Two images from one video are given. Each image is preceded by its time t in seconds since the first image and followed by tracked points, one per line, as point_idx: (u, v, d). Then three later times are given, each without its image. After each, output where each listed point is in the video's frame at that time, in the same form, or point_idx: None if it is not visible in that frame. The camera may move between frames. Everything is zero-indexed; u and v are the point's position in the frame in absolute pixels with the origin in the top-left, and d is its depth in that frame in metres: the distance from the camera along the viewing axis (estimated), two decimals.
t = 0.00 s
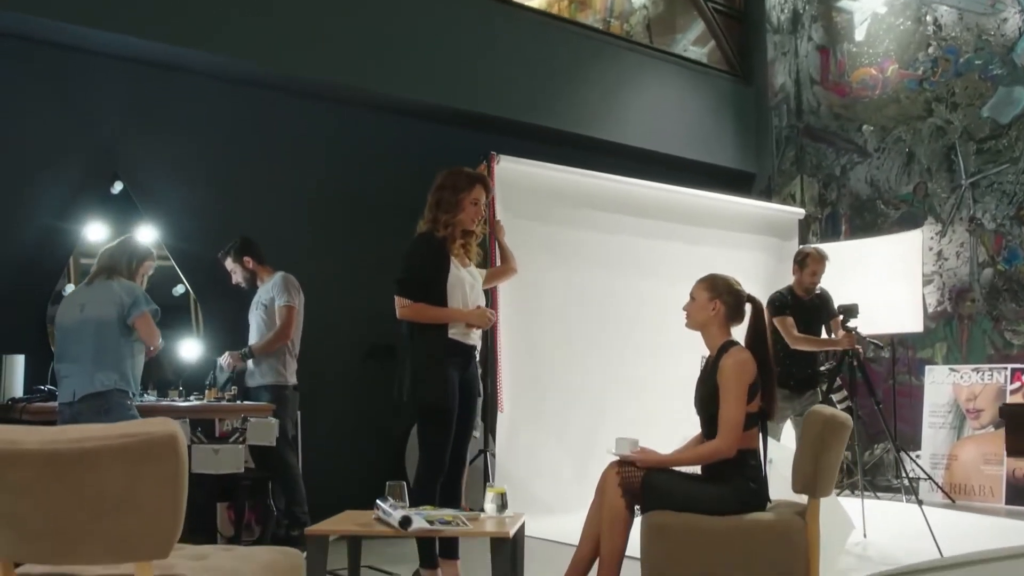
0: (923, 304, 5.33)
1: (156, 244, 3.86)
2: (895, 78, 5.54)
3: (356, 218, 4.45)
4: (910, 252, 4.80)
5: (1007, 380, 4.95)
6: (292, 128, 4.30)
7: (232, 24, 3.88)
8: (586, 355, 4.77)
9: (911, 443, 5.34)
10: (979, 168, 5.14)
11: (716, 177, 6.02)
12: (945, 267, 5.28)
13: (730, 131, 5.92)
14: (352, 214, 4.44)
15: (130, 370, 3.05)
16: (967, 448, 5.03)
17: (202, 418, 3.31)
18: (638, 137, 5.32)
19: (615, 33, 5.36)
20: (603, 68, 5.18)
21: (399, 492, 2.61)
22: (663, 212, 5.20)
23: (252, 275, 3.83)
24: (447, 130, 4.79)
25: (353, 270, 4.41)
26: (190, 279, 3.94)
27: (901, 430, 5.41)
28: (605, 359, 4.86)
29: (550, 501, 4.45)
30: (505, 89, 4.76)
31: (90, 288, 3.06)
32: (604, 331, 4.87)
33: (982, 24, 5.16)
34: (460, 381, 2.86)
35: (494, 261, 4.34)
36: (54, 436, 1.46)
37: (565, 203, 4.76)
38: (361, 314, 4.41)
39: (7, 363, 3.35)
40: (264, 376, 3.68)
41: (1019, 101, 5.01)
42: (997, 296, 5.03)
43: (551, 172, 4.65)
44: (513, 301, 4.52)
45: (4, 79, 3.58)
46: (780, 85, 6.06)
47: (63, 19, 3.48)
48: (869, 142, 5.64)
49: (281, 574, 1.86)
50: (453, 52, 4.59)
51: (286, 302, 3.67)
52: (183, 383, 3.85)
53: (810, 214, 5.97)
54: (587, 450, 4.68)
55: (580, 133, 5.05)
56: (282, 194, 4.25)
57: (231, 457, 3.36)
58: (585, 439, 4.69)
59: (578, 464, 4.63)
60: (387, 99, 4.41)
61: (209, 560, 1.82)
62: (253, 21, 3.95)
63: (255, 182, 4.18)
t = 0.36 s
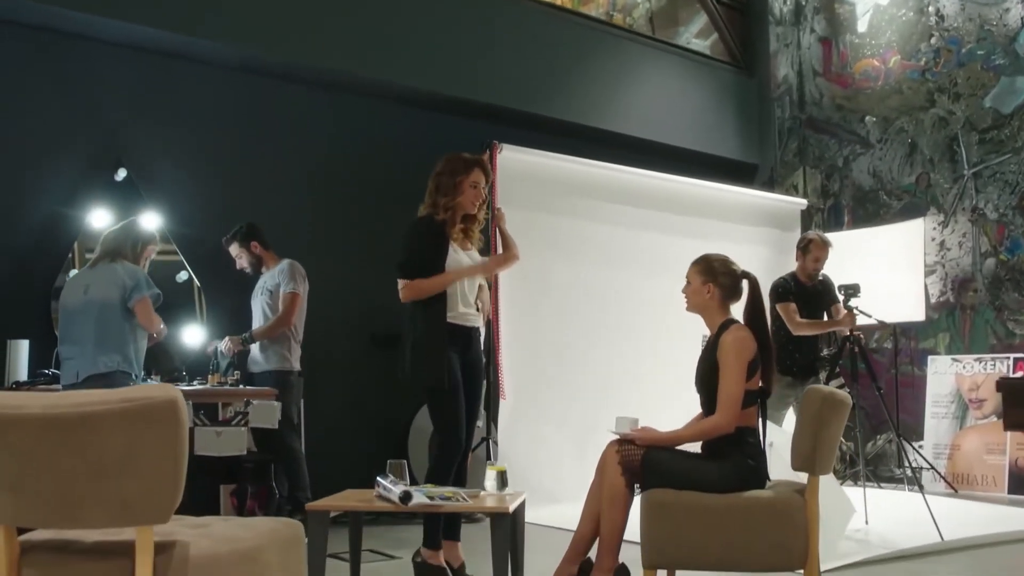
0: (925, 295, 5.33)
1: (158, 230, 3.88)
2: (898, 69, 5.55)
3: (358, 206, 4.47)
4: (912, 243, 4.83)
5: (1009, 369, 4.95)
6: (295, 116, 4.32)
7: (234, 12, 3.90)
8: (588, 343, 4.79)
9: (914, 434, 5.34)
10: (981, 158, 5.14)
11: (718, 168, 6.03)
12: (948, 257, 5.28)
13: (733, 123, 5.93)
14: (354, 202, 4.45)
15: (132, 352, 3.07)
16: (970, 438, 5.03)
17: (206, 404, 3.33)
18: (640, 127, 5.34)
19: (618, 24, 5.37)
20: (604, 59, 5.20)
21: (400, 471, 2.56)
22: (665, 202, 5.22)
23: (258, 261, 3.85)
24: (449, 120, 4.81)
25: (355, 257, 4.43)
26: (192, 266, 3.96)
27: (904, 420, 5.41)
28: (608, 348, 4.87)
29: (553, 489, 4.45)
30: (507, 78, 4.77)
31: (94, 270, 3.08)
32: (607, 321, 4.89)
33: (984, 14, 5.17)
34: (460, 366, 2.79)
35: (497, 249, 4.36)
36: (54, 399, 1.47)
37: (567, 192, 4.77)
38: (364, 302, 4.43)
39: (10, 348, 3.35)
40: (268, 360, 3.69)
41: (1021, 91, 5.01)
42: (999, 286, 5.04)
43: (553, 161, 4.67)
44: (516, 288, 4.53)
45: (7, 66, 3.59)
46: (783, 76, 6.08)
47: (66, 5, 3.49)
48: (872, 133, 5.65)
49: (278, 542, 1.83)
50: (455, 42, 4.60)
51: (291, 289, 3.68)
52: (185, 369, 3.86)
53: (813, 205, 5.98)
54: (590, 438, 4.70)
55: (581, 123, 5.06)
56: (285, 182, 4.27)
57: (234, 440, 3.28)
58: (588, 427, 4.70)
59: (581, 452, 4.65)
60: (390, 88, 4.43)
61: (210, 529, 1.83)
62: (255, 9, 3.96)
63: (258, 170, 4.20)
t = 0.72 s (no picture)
0: (928, 286, 5.33)
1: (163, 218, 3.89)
2: (900, 61, 5.55)
3: (361, 197, 4.49)
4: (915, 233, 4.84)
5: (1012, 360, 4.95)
6: (298, 107, 4.34)
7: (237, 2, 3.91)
8: (592, 333, 4.80)
9: (917, 425, 5.34)
10: (984, 150, 5.14)
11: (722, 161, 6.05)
12: (951, 248, 5.28)
13: (737, 116, 5.96)
14: (356, 193, 4.47)
15: (139, 339, 3.06)
16: (974, 429, 5.03)
17: (210, 390, 3.33)
18: (644, 119, 5.36)
19: (621, 18, 5.38)
20: (608, 51, 5.22)
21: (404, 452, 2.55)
22: (668, 193, 5.23)
23: (266, 248, 3.87)
24: (452, 111, 4.83)
25: (358, 248, 4.45)
26: (197, 255, 3.99)
27: (907, 411, 5.42)
28: (610, 338, 4.88)
29: (556, 478, 4.46)
30: (510, 70, 4.79)
31: (103, 259, 3.20)
32: (611, 311, 4.90)
33: (987, 6, 5.16)
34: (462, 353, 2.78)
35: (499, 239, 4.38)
36: (57, 369, 1.48)
37: (570, 182, 4.79)
38: (366, 292, 4.44)
39: (17, 335, 3.33)
40: (271, 348, 3.71)
41: None
42: (1002, 277, 5.03)
43: (555, 151, 4.68)
44: (518, 278, 4.55)
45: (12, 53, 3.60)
46: (785, 69, 6.10)
47: None
48: (875, 125, 5.66)
49: (281, 518, 1.79)
50: (458, 33, 4.62)
51: (294, 279, 3.69)
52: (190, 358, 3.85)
53: (816, 198, 5.99)
54: (593, 428, 4.71)
55: (583, 115, 5.08)
56: (289, 173, 4.29)
57: (238, 425, 3.37)
58: (592, 417, 4.71)
59: (584, 441, 4.66)
60: (392, 78, 4.44)
61: (211, 501, 1.82)
62: None
63: (262, 160, 4.22)
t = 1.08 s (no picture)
0: (932, 279, 5.33)
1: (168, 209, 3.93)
2: (905, 54, 5.56)
3: (365, 189, 4.51)
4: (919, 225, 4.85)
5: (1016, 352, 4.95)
6: (303, 100, 4.36)
7: None
8: (595, 324, 4.82)
9: (921, 418, 5.35)
10: (988, 143, 5.14)
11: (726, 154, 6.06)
12: (955, 241, 5.28)
13: (741, 109, 5.99)
14: (361, 185, 4.49)
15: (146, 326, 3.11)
16: (978, 422, 5.03)
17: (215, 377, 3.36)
18: (648, 112, 5.38)
19: (625, 12, 5.40)
20: (612, 44, 5.24)
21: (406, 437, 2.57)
22: (672, 186, 5.24)
23: (274, 239, 3.89)
24: (455, 104, 4.85)
25: (363, 239, 4.47)
26: (202, 246, 4.02)
27: (911, 404, 5.42)
28: (613, 330, 4.89)
29: (559, 469, 4.47)
30: (514, 63, 4.80)
31: (109, 244, 3.15)
32: (615, 302, 4.92)
33: None
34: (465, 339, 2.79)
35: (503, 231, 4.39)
36: (60, 345, 1.50)
37: (574, 175, 4.80)
38: (371, 284, 4.46)
39: (23, 325, 3.35)
40: (277, 339, 3.72)
41: None
42: (1006, 269, 5.03)
43: (559, 144, 4.70)
44: (522, 270, 4.57)
45: (18, 45, 3.63)
46: (789, 62, 6.11)
47: None
48: (879, 118, 5.66)
49: (285, 494, 1.83)
50: (462, 26, 4.63)
51: (303, 271, 3.70)
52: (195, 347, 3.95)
53: (821, 191, 6.00)
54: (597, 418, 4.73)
55: (587, 108, 5.09)
56: (293, 165, 4.31)
57: (242, 412, 3.40)
58: (596, 408, 4.72)
59: (588, 432, 4.68)
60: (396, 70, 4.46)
61: (214, 478, 1.83)
62: None
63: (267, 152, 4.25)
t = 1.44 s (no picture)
0: (937, 273, 5.34)
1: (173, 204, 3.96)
2: (909, 49, 5.56)
3: (370, 182, 4.53)
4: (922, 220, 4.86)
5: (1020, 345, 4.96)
6: (307, 94, 4.39)
7: None
8: (599, 317, 4.83)
9: (926, 412, 5.35)
10: (992, 137, 5.14)
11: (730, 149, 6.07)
12: (959, 234, 5.29)
13: (745, 105, 6.00)
14: (365, 179, 4.51)
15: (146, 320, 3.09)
16: (982, 415, 5.04)
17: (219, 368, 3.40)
18: (652, 106, 5.39)
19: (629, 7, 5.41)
20: (616, 39, 5.25)
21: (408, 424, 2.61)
22: (676, 180, 5.26)
23: (276, 232, 3.91)
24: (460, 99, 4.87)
25: (367, 233, 4.49)
26: (207, 240, 4.05)
27: (916, 397, 5.43)
28: (617, 323, 4.91)
29: (563, 461, 4.49)
30: (518, 58, 4.82)
31: (120, 238, 3.21)
32: (619, 295, 4.94)
33: None
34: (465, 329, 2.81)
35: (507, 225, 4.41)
36: (66, 325, 1.51)
37: (578, 169, 4.82)
38: (375, 277, 4.48)
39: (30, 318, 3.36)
40: (281, 330, 3.75)
41: None
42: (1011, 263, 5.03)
43: (562, 138, 4.72)
44: (526, 262, 4.59)
45: (25, 40, 3.65)
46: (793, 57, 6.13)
47: None
48: (884, 112, 5.67)
49: (286, 476, 1.85)
50: (466, 20, 4.65)
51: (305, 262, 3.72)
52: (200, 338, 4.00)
53: (825, 186, 6.00)
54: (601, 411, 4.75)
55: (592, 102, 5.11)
56: (298, 159, 4.33)
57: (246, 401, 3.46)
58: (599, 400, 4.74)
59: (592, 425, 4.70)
60: (399, 65, 4.47)
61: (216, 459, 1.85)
62: None
63: (271, 146, 4.27)
